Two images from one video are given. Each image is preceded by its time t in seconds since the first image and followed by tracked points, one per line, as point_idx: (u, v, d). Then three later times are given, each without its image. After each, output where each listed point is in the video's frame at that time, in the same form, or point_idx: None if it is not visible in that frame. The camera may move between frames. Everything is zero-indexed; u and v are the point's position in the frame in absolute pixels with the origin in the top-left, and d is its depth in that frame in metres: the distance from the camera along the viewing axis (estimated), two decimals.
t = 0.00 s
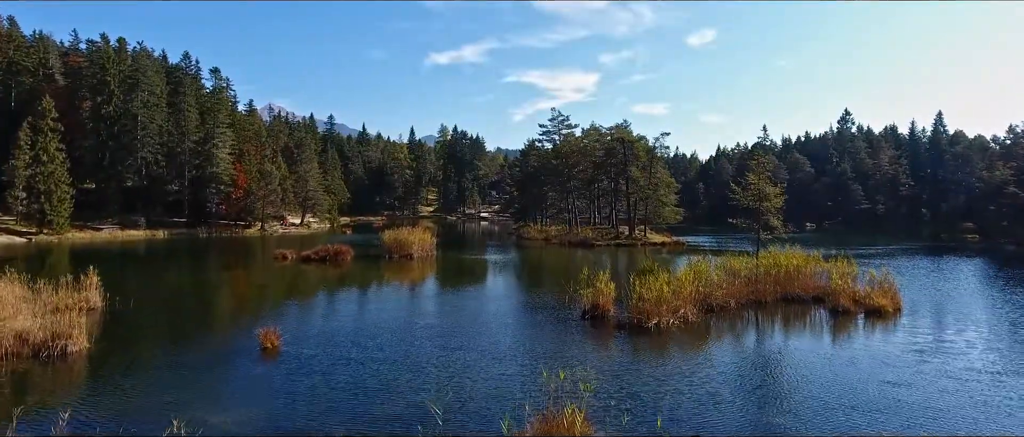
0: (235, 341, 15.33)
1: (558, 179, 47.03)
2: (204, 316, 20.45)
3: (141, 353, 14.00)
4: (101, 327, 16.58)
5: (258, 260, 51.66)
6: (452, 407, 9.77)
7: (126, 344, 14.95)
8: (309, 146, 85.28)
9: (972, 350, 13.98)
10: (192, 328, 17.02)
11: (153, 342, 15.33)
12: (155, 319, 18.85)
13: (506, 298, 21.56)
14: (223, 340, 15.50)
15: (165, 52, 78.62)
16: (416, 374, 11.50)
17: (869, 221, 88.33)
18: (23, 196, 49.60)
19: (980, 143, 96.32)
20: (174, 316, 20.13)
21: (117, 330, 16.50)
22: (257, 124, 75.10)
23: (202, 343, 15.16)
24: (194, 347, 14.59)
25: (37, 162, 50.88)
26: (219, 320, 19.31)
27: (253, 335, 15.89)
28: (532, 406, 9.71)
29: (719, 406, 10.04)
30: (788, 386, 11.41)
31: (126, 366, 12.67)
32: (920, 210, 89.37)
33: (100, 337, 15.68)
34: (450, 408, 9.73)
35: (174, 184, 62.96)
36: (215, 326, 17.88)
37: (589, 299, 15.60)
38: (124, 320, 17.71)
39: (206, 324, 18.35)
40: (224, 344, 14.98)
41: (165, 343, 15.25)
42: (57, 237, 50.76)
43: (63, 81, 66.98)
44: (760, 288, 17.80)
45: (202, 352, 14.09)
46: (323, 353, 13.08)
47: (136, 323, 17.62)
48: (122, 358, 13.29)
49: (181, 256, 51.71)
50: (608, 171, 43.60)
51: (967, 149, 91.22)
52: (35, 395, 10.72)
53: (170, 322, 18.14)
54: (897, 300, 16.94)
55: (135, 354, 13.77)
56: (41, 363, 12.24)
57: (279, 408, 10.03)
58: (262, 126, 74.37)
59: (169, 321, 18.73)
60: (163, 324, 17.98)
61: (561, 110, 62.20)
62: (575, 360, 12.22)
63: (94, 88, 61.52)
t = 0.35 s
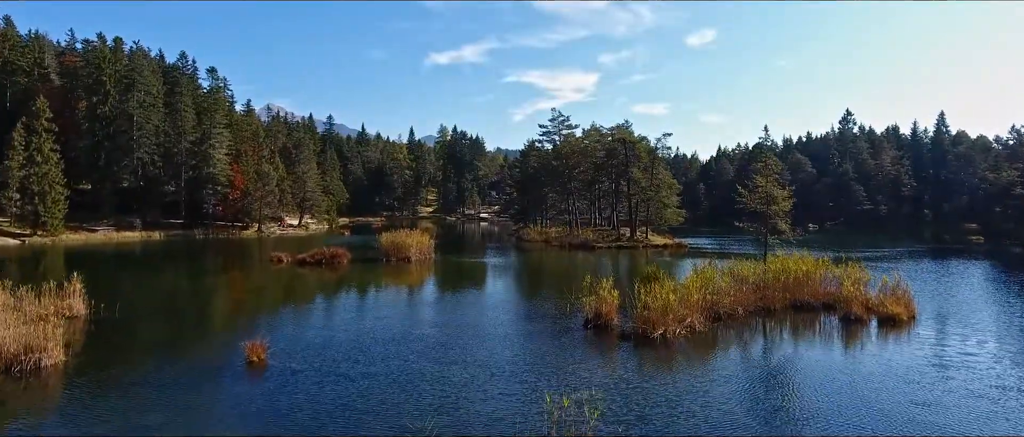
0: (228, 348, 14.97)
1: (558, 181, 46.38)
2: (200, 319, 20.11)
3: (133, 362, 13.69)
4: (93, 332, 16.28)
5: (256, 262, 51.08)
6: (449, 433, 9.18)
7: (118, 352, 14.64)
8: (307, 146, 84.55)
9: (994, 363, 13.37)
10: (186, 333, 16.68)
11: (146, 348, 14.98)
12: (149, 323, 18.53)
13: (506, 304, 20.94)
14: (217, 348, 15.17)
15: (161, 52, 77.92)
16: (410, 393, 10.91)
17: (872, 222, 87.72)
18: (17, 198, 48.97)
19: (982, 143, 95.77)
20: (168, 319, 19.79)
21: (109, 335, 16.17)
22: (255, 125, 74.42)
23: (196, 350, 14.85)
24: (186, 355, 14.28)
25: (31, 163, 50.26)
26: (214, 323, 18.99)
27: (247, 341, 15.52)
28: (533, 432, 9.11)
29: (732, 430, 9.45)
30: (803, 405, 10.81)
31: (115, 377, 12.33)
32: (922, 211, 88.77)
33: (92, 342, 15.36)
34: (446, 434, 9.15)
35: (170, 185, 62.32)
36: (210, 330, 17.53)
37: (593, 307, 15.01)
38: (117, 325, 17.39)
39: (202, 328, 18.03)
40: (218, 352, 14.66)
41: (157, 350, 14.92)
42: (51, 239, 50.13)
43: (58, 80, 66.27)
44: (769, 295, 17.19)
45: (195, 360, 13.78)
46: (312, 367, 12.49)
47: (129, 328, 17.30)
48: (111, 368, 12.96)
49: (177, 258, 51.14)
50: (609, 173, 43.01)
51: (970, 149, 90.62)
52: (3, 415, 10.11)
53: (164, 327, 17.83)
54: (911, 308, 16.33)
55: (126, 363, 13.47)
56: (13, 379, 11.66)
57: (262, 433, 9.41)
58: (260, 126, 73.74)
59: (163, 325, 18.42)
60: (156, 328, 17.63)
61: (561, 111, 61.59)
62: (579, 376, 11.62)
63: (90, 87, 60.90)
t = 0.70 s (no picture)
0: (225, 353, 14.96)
1: (558, 181, 45.75)
2: (197, 326, 20.11)
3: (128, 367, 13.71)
4: (89, 338, 16.24)
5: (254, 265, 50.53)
6: None
7: (115, 357, 14.65)
8: (305, 147, 83.89)
9: (1015, 376, 12.80)
10: (183, 339, 16.65)
11: (143, 354, 14.98)
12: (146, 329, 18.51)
13: (505, 311, 20.37)
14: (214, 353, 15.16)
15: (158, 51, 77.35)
16: (404, 412, 10.34)
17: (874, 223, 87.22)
18: (10, 199, 48.39)
19: (985, 143, 95.30)
20: (165, 326, 19.78)
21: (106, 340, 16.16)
22: (253, 125, 73.71)
23: (192, 355, 14.81)
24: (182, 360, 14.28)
25: (24, 164, 49.72)
26: (211, 330, 18.99)
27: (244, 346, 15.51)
28: None
29: None
30: (817, 422, 10.24)
31: (110, 384, 12.27)
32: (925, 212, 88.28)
33: (88, 347, 15.33)
34: None
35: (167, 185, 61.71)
36: (206, 336, 17.49)
37: (596, 315, 14.44)
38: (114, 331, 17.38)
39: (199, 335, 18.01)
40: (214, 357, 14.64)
41: (153, 355, 14.91)
42: (45, 241, 49.54)
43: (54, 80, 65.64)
44: (778, 301, 16.61)
45: (192, 365, 13.74)
46: (302, 382, 11.93)
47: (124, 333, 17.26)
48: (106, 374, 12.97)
49: (173, 261, 50.58)
50: (610, 173, 42.41)
51: (972, 149, 90.12)
52: None
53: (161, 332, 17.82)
54: (925, 315, 15.75)
55: (123, 369, 13.50)
56: None
57: None
58: (257, 126, 73.11)
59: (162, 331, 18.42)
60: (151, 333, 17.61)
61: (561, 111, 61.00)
62: (582, 394, 11.05)
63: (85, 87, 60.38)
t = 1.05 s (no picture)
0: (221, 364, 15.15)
1: (559, 182, 44.93)
2: (192, 335, 20.36)
3: (123, 377, 13.98)
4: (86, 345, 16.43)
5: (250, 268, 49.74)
6: None
7: (112, 365, 14.90)
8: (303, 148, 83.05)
9: None
10: (180, 348, 16.82)
11: (139, 362, 15.22)
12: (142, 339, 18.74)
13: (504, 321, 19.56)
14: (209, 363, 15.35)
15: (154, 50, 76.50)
16: None
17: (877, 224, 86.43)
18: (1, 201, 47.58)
19: (988, 143, 94.50)
20: (161, 336, 20.02)
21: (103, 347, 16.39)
22: (251, 124, 72.87)
23: (177, 368, 14.81)
24: (178, 371, 14.54)
25: (16, 165, 48.91)
26: (207, 339, 19.22)
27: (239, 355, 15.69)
28: None
29: None
30: None
31: (88, 397, 12.24)
32: (928, 213, 87.54)
33: (84, 355, 15.55)
34: None
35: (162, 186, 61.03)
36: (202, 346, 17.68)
37: (600, 325, 13.59)
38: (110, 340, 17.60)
39: (195, 344, 18.27)
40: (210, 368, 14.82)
41: (149, 364, 15.14)
42: (36, 243, 48.68)
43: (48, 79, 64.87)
44: (791, 309, 15.77)
45: (172, 381, 13.72)
46: (286, 405, 11.12)
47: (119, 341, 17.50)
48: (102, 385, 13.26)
49: (168, 263, 49.78)
50: (611, 174, 41.60)
51: (976, 150, 89.32)
52: None
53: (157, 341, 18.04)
54: (948, 326, 14.92)
55: (118, 380, 13.78)
56: None
57: None
58: (254, 126, 72.29)
59: (158, 341, 18.68)
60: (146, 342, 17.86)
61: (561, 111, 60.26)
62: (586, 417, 10.22)
63: (80, 87, 59.77)
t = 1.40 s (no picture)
0: (193, 393, 16.42)
1: (560, 183, 43.09)
2: (180, 346, 21.70)
3: (102, 404, 15.57)
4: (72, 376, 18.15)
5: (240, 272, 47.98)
6: None
7: (93, 393, 16.49)
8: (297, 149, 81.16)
9: None
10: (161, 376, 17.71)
11: (121, 395, 16.26)
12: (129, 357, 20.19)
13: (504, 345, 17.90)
14: (183, 390, 16.71)
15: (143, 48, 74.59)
16: None
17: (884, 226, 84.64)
18: None
19: (996, 143, 92.69)
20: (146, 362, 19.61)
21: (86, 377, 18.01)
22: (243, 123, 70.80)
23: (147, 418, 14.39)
24: (153, 398, 15.98)
25: None
26: (192, 355, 20.53)
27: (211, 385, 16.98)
28: None
29: None
30: None
31: None
32: (935, 214, 85.75)
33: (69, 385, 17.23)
34: None
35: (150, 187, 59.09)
36: (181, 368, 18.97)
37: (612, 352, 11.83)
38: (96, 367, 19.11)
39: (175, 363, 19.56)
40: (183, 396, 16.13)
41: (127, 391, 16.65)
42: (15, 247, 46.78)
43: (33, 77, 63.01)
44: (827, 329, 13.94)
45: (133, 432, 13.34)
46: None
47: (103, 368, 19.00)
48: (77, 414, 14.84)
49: (154, 267, 47.94)
50: (615, 175, 39.91)
51: (984, 150, 87.52)
52: None
53: (141, 364, 19.52)
54: (1007, 352, 13.12)
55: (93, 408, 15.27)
56: None
57: None
58: (246, 125, 70.43)
59: (142, 359, 20.08)
60: (131, 365, 19.34)
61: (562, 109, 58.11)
62: None
63: (64, 85, 57.40)
